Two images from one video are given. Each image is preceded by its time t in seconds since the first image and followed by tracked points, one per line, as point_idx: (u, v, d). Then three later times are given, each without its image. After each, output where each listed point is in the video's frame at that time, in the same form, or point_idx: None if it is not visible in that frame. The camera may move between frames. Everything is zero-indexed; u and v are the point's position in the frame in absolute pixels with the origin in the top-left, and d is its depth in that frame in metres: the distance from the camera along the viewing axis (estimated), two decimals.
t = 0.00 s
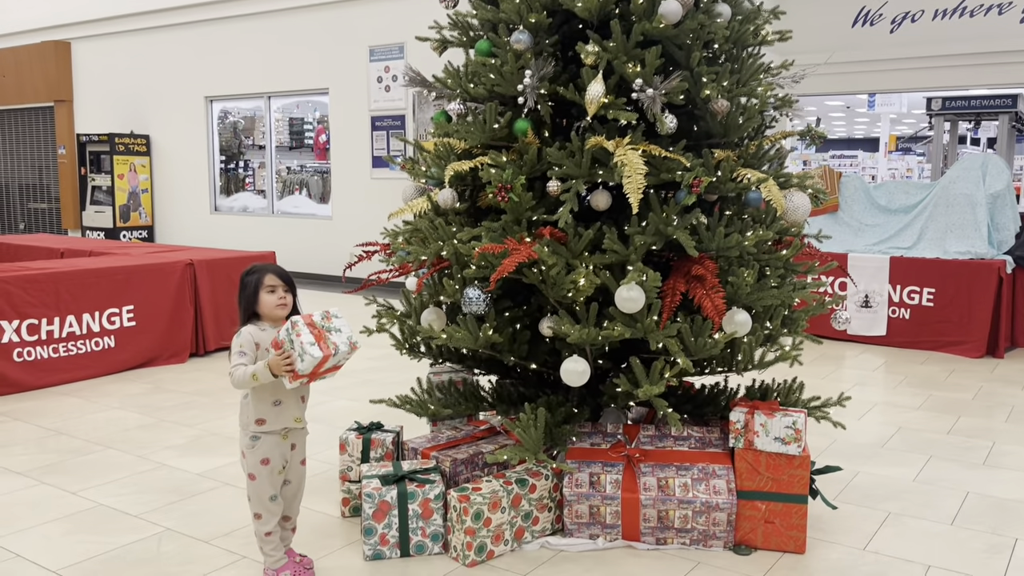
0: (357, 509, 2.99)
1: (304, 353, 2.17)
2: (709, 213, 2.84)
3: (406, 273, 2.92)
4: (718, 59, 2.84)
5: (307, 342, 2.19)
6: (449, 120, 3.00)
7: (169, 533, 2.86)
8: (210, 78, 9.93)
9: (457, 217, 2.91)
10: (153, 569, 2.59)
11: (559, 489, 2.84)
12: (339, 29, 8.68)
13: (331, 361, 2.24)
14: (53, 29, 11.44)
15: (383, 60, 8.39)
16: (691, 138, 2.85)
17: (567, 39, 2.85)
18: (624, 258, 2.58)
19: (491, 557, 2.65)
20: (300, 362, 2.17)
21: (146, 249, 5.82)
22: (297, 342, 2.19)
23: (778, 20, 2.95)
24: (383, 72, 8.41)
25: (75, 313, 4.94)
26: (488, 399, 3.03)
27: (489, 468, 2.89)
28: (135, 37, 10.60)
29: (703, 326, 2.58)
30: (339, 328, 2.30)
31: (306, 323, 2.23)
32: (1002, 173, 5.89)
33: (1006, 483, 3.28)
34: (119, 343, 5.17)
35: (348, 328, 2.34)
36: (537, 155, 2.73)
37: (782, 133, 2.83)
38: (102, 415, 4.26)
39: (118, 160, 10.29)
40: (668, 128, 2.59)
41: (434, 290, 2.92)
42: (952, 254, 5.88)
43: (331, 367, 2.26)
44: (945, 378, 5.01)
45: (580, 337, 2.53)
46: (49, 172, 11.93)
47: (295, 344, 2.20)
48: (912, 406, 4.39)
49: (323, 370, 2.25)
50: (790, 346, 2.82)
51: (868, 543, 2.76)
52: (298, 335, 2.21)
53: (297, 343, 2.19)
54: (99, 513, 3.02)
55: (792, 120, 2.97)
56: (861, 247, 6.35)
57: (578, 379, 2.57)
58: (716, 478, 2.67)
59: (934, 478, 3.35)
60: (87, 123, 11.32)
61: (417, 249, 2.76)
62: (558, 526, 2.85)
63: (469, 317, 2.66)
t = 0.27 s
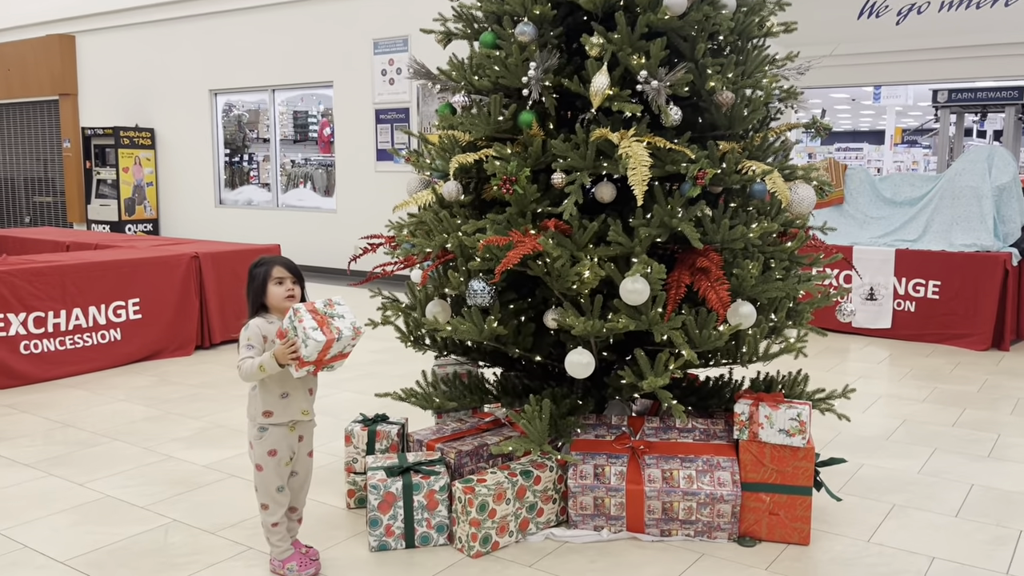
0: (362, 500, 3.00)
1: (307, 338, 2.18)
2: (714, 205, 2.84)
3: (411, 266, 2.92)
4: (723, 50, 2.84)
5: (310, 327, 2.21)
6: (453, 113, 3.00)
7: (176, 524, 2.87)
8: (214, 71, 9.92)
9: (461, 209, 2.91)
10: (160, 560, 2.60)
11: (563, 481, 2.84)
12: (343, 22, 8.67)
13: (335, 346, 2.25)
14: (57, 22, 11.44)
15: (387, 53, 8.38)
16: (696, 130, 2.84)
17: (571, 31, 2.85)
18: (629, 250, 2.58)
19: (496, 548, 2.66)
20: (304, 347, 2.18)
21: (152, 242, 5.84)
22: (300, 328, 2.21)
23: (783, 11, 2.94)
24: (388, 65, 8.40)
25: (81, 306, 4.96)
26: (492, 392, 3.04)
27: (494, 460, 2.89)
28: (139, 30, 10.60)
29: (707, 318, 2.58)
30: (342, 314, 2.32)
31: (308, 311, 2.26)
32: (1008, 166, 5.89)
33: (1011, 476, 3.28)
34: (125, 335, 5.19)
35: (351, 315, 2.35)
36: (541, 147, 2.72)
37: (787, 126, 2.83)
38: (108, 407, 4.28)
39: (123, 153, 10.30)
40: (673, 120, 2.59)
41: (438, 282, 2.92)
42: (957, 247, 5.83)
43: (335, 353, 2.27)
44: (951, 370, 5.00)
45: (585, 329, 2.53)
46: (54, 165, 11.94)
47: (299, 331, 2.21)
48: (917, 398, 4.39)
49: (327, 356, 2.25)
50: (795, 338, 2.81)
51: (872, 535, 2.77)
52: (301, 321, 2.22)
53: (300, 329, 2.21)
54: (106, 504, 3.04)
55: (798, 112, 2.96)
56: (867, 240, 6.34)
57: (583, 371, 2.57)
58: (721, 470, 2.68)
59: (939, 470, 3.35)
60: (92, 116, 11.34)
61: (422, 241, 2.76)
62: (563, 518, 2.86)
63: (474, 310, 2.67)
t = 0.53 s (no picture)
0: (368, 492, 3.01)
1: (315, 331, 2.19)
2: (719, 197, 2.83)
3: (416, 258, 2.93)
4: (728, 42, 2.83)
5: (318, 321, 2.22)
6: (458, 105, 2.99)
7: (182, 515, 2.89)
8: (219, 64, 9.93)
9: (466, 202, 2.91)
10: (167, 550, 2.62)
11: (568, 473, 2.85)
12: (348, 15, 8.67)
13: (342, 340, 2.27)
14: (62, 16, 11.46)
15: (391, 46, 8.38)
16: (701, 122, 2.83)
17: (576, 23, 2.84)
18: (634, 243, 2.58)
19: (500, 539, 2.67)
20: (312, 340, 2.20)
21: (158, 236, 5.85)
22: (308, 321, 2.22)
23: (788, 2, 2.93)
24: (392, 58, 8.40)
25: (88, 299, 4.98)
26: (497, 384, 3.05)
27: (498, 452, 2.90)
28: (144, 24, 10.61)
29: (712, 310, 2.57)
30: (350, 308, 2.34)
31: (316, 303, 2.27)
32: (1015, 158, 5.86)
33: (1016, 468, 3.28)
34: (131, 328, 5.21)
35: (358, 309, 2.37)
36: (546, 140, 2.72)
37: (792, 117, 2.82)
38: (115, 399, 4.30)
39: (128, 147, 10.32)
40: (678, 112, 2.58)
41: (443, 275, 2.93)
42: (963, 239, 5.85)
43: (341, 346, 2.29)
44: (956, 364, 4.99)
45: (589, 321, 2.53)
46: (59, 159, 11.98)
47: (306, 324, 2.22)
48: (922, 391, 4.38)
49: (333, 349, 2.27)
50: (800, 330, 2.81)
51: (877, 528, 2.77)
52: (309, 314, 2.23)
53: (308, 322, 2.22)
54: (113, 495, 3.06)
55: (802, 104, 2.95)
56: (872, 232, 6.32)
57: (587, 363, 2.58)
58: (725, 462, 2.68)
59: (944, 463, 3.34)
60: (97, 110, 11.37)
61: (426, 234, 2.76)
62: (568, 509, 2.86)
63: (479, 302, 2.67)
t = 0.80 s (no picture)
0: (371, 486, 3.02)
1: (322, 332, 2.20)
2: (723, 191, 2.83)
3: (420, 253, 2.93)
4: (733, 36, 2.82)
5: (325, 322, 2.22)
6: (461, 99, 2.98)
7: (187, 509, 2.90)
8: (223, 59, 9.92)
9: (470, 196, 2.91)
10: (172, 544, 2.63)
11: (572, 467, 2.85)
12: (351, 9, 8.65)
13: (348, 341, 2.27)
14: (66, 10, 11.46)
15: (395, 40, 8.37)
16: (705, 116, 2.82)
17: (580, 17, 2.84)
18: (638, 237, 2.57)
19: (504, 534, 2.67)
20: (318, 341, 2.20)
21: (162, 230, 5.86)
22: (315, 322, 2.22)
23: None
24: (396, 52, 8.39)
25: (92, 293, 4.99)
26: (501, 378, 3.05)
27: (502, 447, 2.90)
28: (148, 18, 10.61)
29: (716, 305, 2.57)
30: (357, 309, 2.34)
31: (323, 303, 2.26)
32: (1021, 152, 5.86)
33: (1021, 463, 3.27)
34: (136, 323, 5.22)
35: (365, 310, 2.37)
36: (550, 134, 2.71)
37: (797, 112, 2.81)
38: (120, 394, 4.31)
39: (133, 142, 10.32)
40: (682, 106, 2.57)
41: (447, 269, 2.93)
42: (968, 234, 5.81)
43: (347, 346, 2.30)
44: (961, 359, 4.98)
45: (593, 316, 2.53)
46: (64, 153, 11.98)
47: (313, 325, 2.22)
48: (926, 386, 4.38)
49: (339, 349, 2.28)
50: (804, 325, 2.80)
51: (880, 522, 2.77)
52: (316, 315, 2.23)
53: (315, 323, 2.22)
54: (118, 489, 3.07)
55: (806, 98, 2.94)
56: (877, 227, 6.31)
57: (591, 358, 2.57)
58: (729, 457, 2.68)
59: (948, 458, 3.34)
60: (102, 105, 11.37)
61: (430, 228, 2.76)
62: (571, 504, 2.87)
63: (483, 296, 2.67)
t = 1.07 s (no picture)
0: (374, 482, 3.02)
1: (325, 330, 2.20)
2: (726, 187, 2.82)
3: (423, 249, 2.93)
4: (737, 31, 2.81)
5: (329, 319, 2.23)
6: (464, 95, 2.98)
7: (190, 505, 2.90)
8: (226, 55, 9.92)
9: (472, 192, 2.91)
10: (175, 540, 2.63)
11: (574, 463, 2.85)
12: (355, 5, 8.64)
13: (352, 338, 2.27)
14: (70, 7, 11.47)
15: (398, 36, 8.36)
16: (709, 112, 2.82)
17: (584, 12, 2.83)
18: (641, 233, 2.57)
19: (506, 530, 2.68)
20: (321, 338, 2.21)
21: (165, 226, 5.87)
22: (319, 319, 2.23)
23: None
24: (399, 48, 8.38)
25: (96, 289, 5.00)
26: (504, 374, 3.05)
27: (505, 443, 2.91)
28: (151, 14, 10.61)
29: (719, 301, 2.57)
30: (362, 305, 2.33)
31: (328, 300, 2.27)
32: None
33: None
34: (139, 319, 5.23)
35: (370, 307, 2.36)
36: (553, 129, 2.71)
37: (800, 108, 2.81)
38: (123, 390, 4.32)
39: (136, 138, 10.33)
40: (686, 102, 2.56)
41: (450, 265, 2.93)
42: (972, 231, 5.78)
43: (351, 343, 2.29)
44: (965, 355, 4.97)
45: (596, 312, 2.53)
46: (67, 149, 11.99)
47: (318, 321, 2.23)
48: (930, 383, 4.37)
49: (343, 346, 2.28)
50: (807, 321, 2.80)
51: (883, 519, 2.76)
52: (320, 312, 2.24)
53: (319, 320, 2.22)
54: (121, 485, 3.07)
55: (811, 94, 2.93)
56: (880, 223, 6.29)
57: (594, 354, 2.57)
58: (732, 453, 2.68)
59: (951, 454, 3.34)
60: (105, 101, 11.38)
61: (433, 224, 2.76)
62: (574, 500, 2.87)
63: (485, 292, 2.67)
